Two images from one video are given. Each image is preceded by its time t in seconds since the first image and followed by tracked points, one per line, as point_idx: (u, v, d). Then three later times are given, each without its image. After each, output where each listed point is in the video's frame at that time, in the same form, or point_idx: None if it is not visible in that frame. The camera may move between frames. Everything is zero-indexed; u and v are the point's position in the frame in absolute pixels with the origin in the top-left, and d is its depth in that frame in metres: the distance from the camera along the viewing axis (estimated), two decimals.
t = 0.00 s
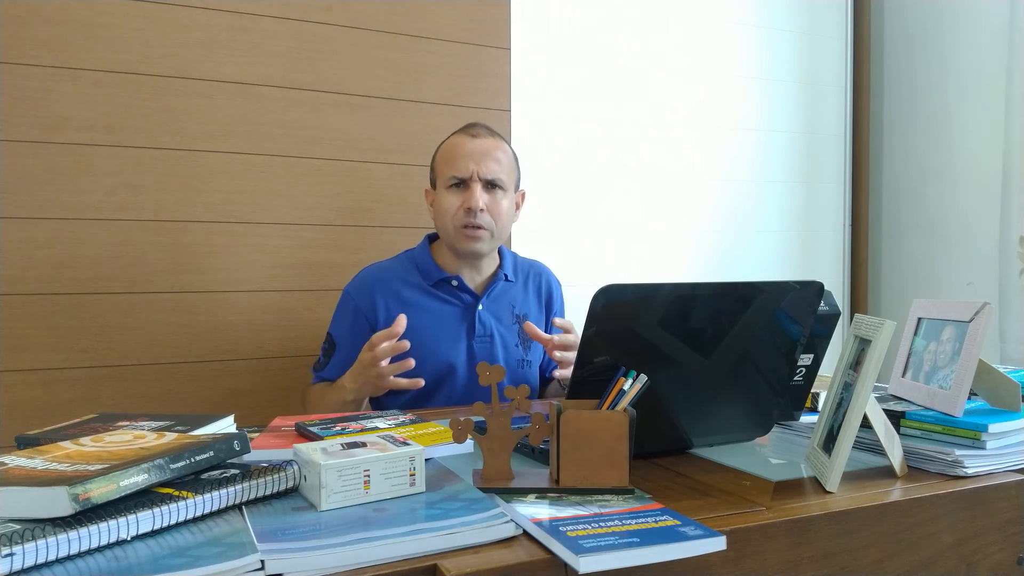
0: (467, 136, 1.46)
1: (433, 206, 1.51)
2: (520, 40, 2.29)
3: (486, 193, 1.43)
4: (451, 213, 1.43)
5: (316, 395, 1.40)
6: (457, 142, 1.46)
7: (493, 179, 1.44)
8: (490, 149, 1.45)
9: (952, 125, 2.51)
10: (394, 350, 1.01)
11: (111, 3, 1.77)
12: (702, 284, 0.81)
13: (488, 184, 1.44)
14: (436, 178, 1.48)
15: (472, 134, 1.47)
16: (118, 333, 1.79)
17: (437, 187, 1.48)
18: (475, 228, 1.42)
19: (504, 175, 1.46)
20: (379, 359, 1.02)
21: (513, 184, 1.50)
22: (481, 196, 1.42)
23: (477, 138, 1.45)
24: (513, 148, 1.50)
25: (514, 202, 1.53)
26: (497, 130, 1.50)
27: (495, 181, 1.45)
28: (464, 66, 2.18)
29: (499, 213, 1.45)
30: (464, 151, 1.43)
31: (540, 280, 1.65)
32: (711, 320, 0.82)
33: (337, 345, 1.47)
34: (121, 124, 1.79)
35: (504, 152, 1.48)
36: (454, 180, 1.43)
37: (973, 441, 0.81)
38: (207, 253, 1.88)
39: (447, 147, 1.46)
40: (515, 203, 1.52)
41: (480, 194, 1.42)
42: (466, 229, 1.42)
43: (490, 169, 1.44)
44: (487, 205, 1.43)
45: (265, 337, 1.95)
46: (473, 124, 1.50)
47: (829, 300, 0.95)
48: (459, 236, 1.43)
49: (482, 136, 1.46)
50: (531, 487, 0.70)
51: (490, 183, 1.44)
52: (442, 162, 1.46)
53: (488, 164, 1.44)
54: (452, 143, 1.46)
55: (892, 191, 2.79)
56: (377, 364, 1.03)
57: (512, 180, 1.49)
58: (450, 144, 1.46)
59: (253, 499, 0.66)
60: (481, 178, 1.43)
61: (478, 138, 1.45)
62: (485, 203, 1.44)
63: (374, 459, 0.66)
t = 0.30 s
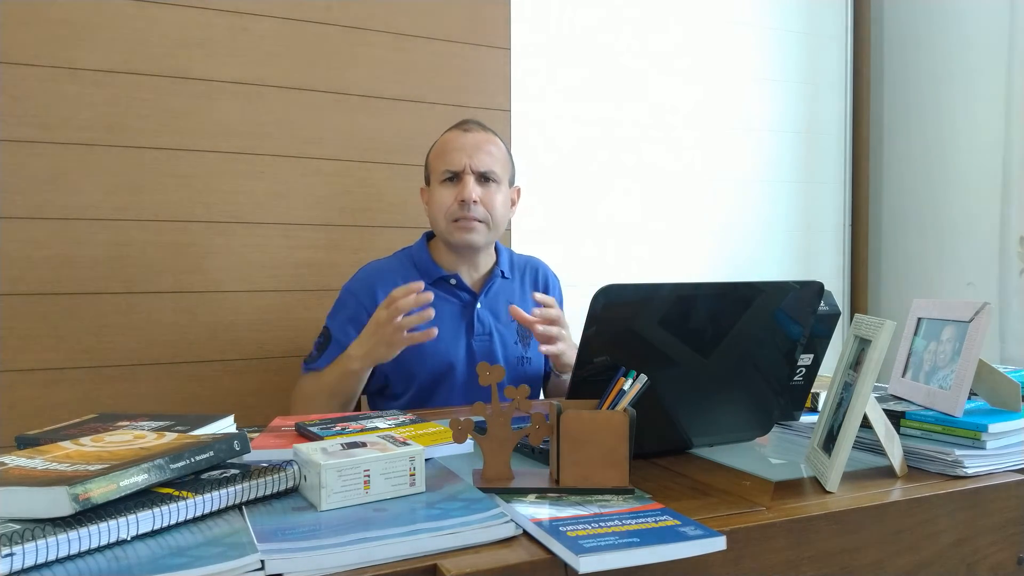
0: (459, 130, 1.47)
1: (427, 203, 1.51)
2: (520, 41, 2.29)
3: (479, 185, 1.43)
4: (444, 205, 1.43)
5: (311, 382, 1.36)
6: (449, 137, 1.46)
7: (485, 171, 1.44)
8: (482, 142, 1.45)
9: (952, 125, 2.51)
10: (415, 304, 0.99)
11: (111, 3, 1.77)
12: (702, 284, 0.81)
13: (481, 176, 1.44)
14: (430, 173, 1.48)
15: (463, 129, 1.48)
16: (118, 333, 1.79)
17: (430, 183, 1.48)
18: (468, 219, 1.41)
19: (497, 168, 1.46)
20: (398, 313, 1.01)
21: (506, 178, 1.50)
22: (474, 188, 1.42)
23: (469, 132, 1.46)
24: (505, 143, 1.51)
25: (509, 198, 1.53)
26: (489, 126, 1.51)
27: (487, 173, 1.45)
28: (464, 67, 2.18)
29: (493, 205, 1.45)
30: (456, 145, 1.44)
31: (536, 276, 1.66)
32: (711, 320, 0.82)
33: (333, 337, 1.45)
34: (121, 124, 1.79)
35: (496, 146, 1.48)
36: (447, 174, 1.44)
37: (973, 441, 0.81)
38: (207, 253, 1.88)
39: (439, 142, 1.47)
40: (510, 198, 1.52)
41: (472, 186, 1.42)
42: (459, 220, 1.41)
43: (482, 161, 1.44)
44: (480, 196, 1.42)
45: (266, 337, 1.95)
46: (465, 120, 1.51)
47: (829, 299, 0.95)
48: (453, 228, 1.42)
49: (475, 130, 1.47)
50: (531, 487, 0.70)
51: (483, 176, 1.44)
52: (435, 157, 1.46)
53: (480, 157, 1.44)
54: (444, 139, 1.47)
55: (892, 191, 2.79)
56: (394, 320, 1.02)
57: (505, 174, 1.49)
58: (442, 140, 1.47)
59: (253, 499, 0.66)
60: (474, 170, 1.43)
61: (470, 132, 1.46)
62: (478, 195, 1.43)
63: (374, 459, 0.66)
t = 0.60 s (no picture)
0: (457, 129, 1.47)
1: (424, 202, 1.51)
2: (520, 42, 2.29)
3: (475, 183, 1.43)
4: (440, 203, 1.43)
5: (284, 341, 1.28)
6: (446, 136, 1.47)
7: (482, 169, 1.44)
8: (479, 141, 1.45)
9: (952, 125, 2.51)
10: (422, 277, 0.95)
11: (112, 3, 1.77)
12: (702, 284, 0.81)
13: (477, 174, 1.44)
14: (427, 172, 1.48)
15: (461, 128, 1.48)
16: (118, 333, 1.79)
17: (427, 181, 1.48)
18: (463, 217, 1.41)
19: (494, 167, 1.45)
20: (405, 285, 0.97)
21: (505, 177, 1.49)
22: (469, 186, 1.42)
23: (466, 131, 1.46)
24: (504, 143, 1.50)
25: (507, 198, 1.52)
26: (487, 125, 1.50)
27: (484, 172, 1.44)
28: (465, 67, 2.18)
29: (490, 203, 1.44)
30: (453, 143, 1.44)
31: (531, 272, 1.66)
32: (711, 319, 0.82)
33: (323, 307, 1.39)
34: (121, 124, 1.79)
35: (494, 145, 1.48)
36: (443, 172, 1.44)
37: (973, 441, 0.81)
38: (207, 252, 1.88)
39: (437, 141, 1.47)
40: (508, 198, 1.51)
41: (468, 184, 1.42)
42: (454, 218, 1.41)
43: (479, 160, 1.43)
44: (475, 194, 1.42)
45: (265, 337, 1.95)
46: (463, 119, 1.51)
47: (829, 300, 0.95)
48: (448, 226, 1.42)
49: (472, 129, 1.47)
50: (530, 487, 0.70)
51: (479, 173, 1.44)
52: (432, 155, 1.46)
53: (476, 154, 1.44)
54: (441, 136, 1.47)
55: (892, 191, 2.79)
56: (401, 293, 0.98)
57: (503, 172, 1.48)
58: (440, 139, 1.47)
59: (253, 499, 0.66)
60: (470, 168, 1.43)
61: (466, 130, 1.46)
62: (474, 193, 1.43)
63: (374, 459, 0.66)
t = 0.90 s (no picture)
0: (459, 140, 1.43)
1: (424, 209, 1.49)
2: (520, 42, 2.29)
3: (478, 200, 1.42)
4: (442, 220, 1.42)
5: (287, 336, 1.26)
6: (448, 146, 1.43)
7: (485, 186, 1.42)
8: (482, 155, 1.42)
9: (953, 125, 2.51)
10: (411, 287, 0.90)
11: (112, 3, 1.77)
12: (702, 284, 0.81)
13: (480, 191, 1.42)
14: (427, 180, 1.46)
15: (463, 138, 1.43)
16: (118, 333, 1.79)
17: (427, 190, 1.46)
18: (466, 236, 1.41)
19: (497, 182, 1.43)
20: (395, 299, 0.92)
21: (507, 188, 1.47)
22: (472, 205, 1.41)
23: (469, 143, 1.43)
24: (506, 151, 1.47)
25: (508, 206, 1.51)
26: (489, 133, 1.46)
27: (487, 188, 1.43)
28: (466, 67, 2.18)
29: (491, 220, 1.44)
30: (455, 157, 1.41)
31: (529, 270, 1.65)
32: (711, 319, 0.82)
33: (328, 305, 1.38)
34: (122, 124, 1.79)
35: (497, 156, 1.45)
36: (445, 187, 1.41)
37: (974, 441, 0.81)
38: (207, 252, 1.88)
39: (438, 151, 1.43)
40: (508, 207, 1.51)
41: (471, 202, 1.41)
42: (456, 236, 1.41)
43: (482, 176, 1.41)
44: (478, 213, 1.42)
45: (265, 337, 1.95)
46: (464, 125, 1.46)
47: (830, 299, 0.95)
48: (450, 244, 1.43)
49: (475, 140, 1.43)
50: (531, 487, 0.70)
51: (482, 190, 1.42)
52: (433, 166, 1.43)
53: (480, 169, 1.41)
54: (442, 146, 1.43)
55: (893, 191, 2.79)
56: (394, 306, 0.93)
57: (505, 185, 1.46)
58: (441, 148, 1.43)
59: (253, 500, 0.66)
60: (473, 185, 1.41)
61: (470, 142, 1.42)
62: (477, 211, 1.42)
63: (374, 459, 0.66)
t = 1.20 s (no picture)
0: (460, 147, 1.41)
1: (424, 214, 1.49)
2: (520, 41, 2.29)
3: (479, 209, 1.41)
4: (442, 228, 1.42)
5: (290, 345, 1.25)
6: (449, 154, 1.41)
7: (487, 194, 1.41)
8: (484, 164, 1.40)
9: (953, 124, 2.51)
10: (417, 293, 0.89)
11: (112, 3, 1.77)
12: (702, 284, 0.81)
13: (482, 199, 1.41)
14: (428, 187, 1.45)
15: (464, 145, 1.42)
16: (118, 333, 1.79)
17: (428, 196, 1.46)
18: (467, 244, 1.42)
19: (499, 190, 1.43)
20: (405, 305, 0.91)
21: (508, 194, 1.47)
22: (474, 214, 1.40)
23: (470, 151, 1.41)
24: (508, 157, 1.46)
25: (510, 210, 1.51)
26: (491, 139, 1.45)
27: (489, 196, 1.42)
28: (466, 67, 2.18)
29: (493, 228, 1.44)
30: (456, 166, 1.40)
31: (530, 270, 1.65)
32: (711, 320, 0.82)
33: (326, 310, 1.38)
34: (122, 123, 1.79)
35: (499, 163, 1.44)
36: (446, 195, 1.41)
37: (974, 441, 0.81)
38: (207, 252, 1.88)
39: (438, 158, 1.42)
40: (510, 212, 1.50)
41: (472, 211, 1.41)
42: (457, 244, 1.42)
43: (484, 185, 1.40)
44: (479, 221, 1.42)
45: (264, 337, 1.95)
46: (466, 130, 1.45)
47: (830, 299, 0.95)
48: (450, 251, 1.43)
49: (476, 148, 1.42)
50: (531, 488, 0.70)
51: (484, 199, 1.41)
52: (433, 173, 1.42)
53: (481, 178, 1.40)
54: (444, 152, 1.42)
55: (892, 191, 2.79)
56: (404, 311, 0.93)
57: (507, 192, 1.46)
58: (442, 155, 1.42)
59: (253, 499, 0.66)
60: (474, 194, 1.40)
61: (471, 150, 1.41)
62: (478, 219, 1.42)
63: (374, 459, 0.66)
